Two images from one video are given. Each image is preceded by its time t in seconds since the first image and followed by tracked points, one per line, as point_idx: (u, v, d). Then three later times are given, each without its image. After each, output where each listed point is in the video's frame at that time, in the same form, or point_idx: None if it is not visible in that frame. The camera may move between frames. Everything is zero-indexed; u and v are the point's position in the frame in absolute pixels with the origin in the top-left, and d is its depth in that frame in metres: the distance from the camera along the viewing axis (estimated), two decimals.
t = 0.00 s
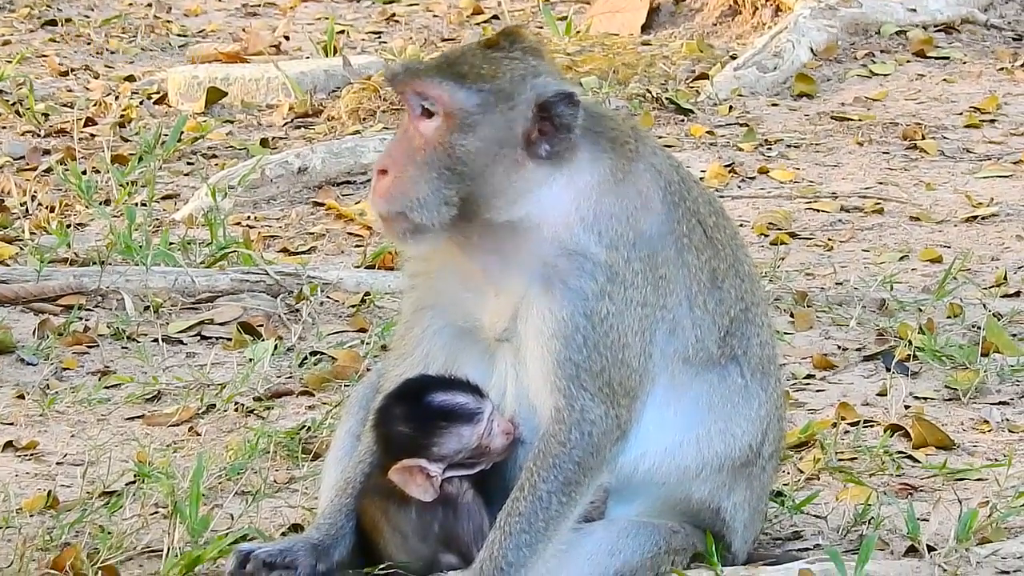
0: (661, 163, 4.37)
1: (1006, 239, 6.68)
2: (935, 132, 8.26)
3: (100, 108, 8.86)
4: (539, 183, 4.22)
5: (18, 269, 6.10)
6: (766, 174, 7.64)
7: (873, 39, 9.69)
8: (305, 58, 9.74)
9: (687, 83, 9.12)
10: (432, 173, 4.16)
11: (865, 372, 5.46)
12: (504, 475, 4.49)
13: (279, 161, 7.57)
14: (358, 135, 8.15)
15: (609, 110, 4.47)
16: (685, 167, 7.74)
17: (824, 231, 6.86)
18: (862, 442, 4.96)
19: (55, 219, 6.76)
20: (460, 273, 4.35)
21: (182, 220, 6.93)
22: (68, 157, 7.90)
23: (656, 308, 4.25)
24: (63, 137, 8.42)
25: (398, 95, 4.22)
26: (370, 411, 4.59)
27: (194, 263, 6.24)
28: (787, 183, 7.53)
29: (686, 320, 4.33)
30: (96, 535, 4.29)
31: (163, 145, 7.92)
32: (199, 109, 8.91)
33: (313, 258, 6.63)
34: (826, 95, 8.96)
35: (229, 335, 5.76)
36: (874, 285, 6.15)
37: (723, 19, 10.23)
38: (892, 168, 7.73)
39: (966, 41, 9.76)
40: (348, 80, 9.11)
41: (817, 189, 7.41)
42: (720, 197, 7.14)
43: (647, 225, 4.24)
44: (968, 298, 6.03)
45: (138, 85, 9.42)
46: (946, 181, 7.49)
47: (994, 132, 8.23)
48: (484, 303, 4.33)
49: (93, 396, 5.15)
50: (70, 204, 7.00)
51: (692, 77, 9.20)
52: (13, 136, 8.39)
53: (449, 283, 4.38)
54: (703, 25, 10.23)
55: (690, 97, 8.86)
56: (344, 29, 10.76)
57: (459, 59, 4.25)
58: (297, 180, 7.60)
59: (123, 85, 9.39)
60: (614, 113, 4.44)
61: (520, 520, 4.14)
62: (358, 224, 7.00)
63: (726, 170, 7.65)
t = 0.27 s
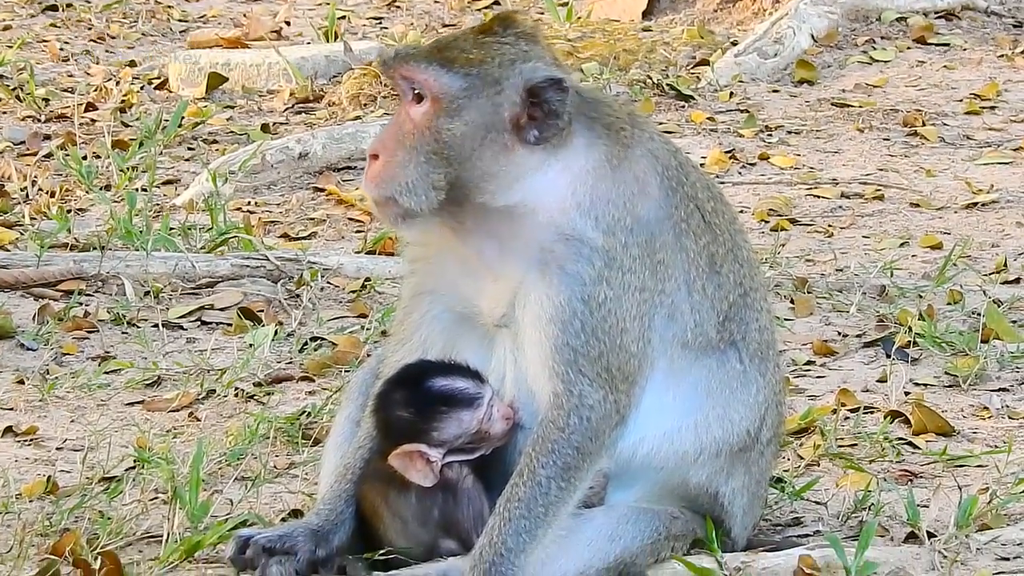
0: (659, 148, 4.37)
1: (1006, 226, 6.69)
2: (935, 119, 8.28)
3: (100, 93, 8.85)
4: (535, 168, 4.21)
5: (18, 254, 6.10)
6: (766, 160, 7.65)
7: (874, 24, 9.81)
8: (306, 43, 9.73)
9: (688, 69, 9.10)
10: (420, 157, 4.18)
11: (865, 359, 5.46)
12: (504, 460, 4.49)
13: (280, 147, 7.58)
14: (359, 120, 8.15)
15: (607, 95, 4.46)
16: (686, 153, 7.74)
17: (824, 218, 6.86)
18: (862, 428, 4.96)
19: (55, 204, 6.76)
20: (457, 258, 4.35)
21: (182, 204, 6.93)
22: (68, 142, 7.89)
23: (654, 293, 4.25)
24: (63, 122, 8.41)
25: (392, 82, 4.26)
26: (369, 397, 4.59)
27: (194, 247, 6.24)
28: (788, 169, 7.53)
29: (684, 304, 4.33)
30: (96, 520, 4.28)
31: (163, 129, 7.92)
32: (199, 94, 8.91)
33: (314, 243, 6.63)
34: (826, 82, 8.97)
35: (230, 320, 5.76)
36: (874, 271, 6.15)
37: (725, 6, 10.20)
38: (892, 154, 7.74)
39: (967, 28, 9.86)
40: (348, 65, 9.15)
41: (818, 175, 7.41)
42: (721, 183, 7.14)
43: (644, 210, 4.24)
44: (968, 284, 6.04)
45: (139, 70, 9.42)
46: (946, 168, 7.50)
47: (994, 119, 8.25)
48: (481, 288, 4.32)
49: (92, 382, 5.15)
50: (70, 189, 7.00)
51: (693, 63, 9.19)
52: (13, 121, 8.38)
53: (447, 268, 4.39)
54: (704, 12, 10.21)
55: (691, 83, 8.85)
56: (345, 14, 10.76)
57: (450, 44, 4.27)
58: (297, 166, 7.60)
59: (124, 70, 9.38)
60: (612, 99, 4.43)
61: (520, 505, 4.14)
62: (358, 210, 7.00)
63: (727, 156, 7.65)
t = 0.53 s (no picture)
0: (658, 135, 4.33)
1: (1005, 214, 6.70)
2: (934, 107, 8.29)
3: (99, 79, 8.86)
4: (534, 154, 4.15)
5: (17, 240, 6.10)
6: (765, 147, 7.65)
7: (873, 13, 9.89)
8: (305, 30, 9.74)
9: (687, 57, 9.12)
10: (416, 144, 4.14)
11: (864, 347, 5.47)
12: (504, 448, 4.49)
13: (279, 134, 7.58)
14: (357, 107, 8.15)
15: (605, 83, 4.42)
16: (684, 140, 7.74)
17: (823, 206, 6.86)
18: (861, 416, 4.97)
19: (54, 190, 6.76)
20: (455, 244, 4.31)
21: (181, 190, 6.94)
22: (67, 129, 7.89)
23: (652, 280, 4.22)
24: (62, 108, 8.41)
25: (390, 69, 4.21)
26: (368, 383, 4.59)
27: (193, 234, 6.24)
28: (786, 157, 7.54)
29: (683, 292, 4.31)
30: (94, 507, 4.28)
31: (162, 116, 7.92)
32: (198, 81, 8.92)
33: (312, 230, 6.64)
34: (825, 70, 8.97)
35: (228, 307, 5.76)
36: (873, 259, 6.15)
37: None
38: (891, 142, 7.75)
39: (965, 16, 9.92)
40: (347, 52, 9.17)
41: (816, 163, 7.42)
42: (719, 170, 7.14)
43: (643, 197, 4.19)
44: (967, 272, 6.04)
45: (138, 57, 9.43)
46: (945, 156, 7.51)
47: (993, 107, 8.26)
48: (479, 275, 4.29)
49: (90, 368, 5.16)
50: (69, 176, 7.01)
51: (692, 51, 9.19)
52: (12, 107, 8.39)
53: (445, 254, 4.35)
54: None
55: (689, 70, 8.85)
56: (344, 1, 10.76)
57: (446, 31, 4.21)
58: (295, 153, 7.60)
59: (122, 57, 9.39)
60: (611, 87, 4.39)
61: (518, 493, 4.11)
62: (356, 197, 7.01)
63: (725, 144, 7.66)
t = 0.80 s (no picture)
0: (657, 128, 4.32)
1: (1003, 207, 6.70)
2: (932, 100, 8.30)
3: (97, 70, 8.85)
4: (534, 146, 4.14)
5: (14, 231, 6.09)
6: (763, 140, 7.65)
7: (870, 7, 9.93)
8: (303, 21, 9.74)
9: (684, 48, 9.07)
10: (415, 136, 4.13)
11: (862, 340, 5.48)
12: (501, 441, 4.49)
13: (277, 125, 7.57)
14: (355, 98, 8.14)
15: (605, 75, 4.41)
16: (682, 131, 7.75)
17: (821, 198, 6.86)
18: (859, 410, 4.97)
19: (52, 179, 6.74)
20: (455, 237, 4.30)
21: (178, 180, 6.94)
22: (64, 119, 7.87)
23: (652, 273, 4.21)
24: (59, 98, 8.41)
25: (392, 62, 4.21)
26: (366, 375, 4.58)
27: (190, 225, 6.24)
28: (784, 150, 7.54)
29: (683, 284, 4.29)
30: (91, 498, 4.27)
31: (160, 106, 7.92)
32: (196, 72, 8.91)
33: (310, 221, 6.63)
34: (822, 62, 8.99)
35: (225, 298, 5.75)
36: (871, 253, 6.15)
37: None
38: (889, 135, 7.75)
39: (963, 9, 9.95)
40: (345, 43, 9.18)
41: (814, 156, 7.41)
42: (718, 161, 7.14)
43: (643, 190, 4.18)
44: (965, 266, 6.04)
45: (136, 46, 9.42)
46: (942, 149, 7.51)
47: (991, 100, 8.26)
48: (479, 266, 4.27)
49: (88, 359, 5.16)
50: (66, 165, 7.00)
51: (690, 43, 9.19)
52: (10, 97, 8.38)
53: (445, 247, 4.34)
54: None
55: (687, 62, 8.84)
56: None
57: (446, 23, 4.19)
58: (293, 144, 7.59)
59: (120, 47, 9.38)
60: (610, 79, 4.38)
61: (516, 486, 4.10)
62: (354, 187, 7.00)
63: (723, 136, 7.66)
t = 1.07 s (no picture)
0: (655, 129, 4.31)
1: (1001, 209, 6.70)
2: (930, 101, 8.30)
3: (95, 70, 8.87)
4: (534, 147, 4.12)
5: (12, 231, 6.10)
6: (761, 141, 7.66)
7: (869, 7, 9.92)
8: (301, 22, 9.76)
9: (683, 50, 9.12)
10: (412, 137, 4.09)
11: (860, 341, 5.48)
12: (499, 442, 4.48)
13: (275, 126, 7.58)
14: (353, 99, 8.15)
15: (602, 76, 4.40)
16: (680, 132, 7.75)
17: (818, 200, 6.86)
18: (857, 411, 4.97)
19: (50, 180, 6.75)
20: (453, 237, 4.28)
21: (176, 181, 6.95)
22: (63, 119, 7.89)
23: (649, 274, 4.20)
24: (58, 99, 8.42)
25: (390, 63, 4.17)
26: (364, 376, 4.59)
27: (188, 226, 6.25)
28: (782, 151, 7.55)
29: (681, 285, 4.28)
30: (89, 499, 4.27)
31: (158, 107, 7.93)
32: (194, 73, 8.92)
33: (308, 222, 6.64)
34: (820, 64, 9.00)
35: (224, 299, 5.76)
36: (869, 254, 6.16)
37: None
38: (887, 136, 7.75)
39: (961, 11, 9.95)
40: (343, 44, 9.19)
41: (811, 157, 7.42)
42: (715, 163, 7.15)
43: (641, 191, 4.17)
44: (963, 267, 6.04)
45: (135, 47, 9.44)
46: (940, 151, 7.51)
47: (989, 102, 8.26)
48: (476, 267, 4.26)
49: (86, 359, 5.17)
50: (64, 166, 7.02)
51: (687, 45, 9.21)
52: (8, 98, 8.40)
53: (443, 247, 4.32)
54: None
55: (685, 64, 8.85)
56: None
57: (444, 24, 4.16)
58: (291, 144, 7.60)
59: (119, 48, 9.40)
60: (607, 80, 4.38)
61: (514, 486, 4.09)
62: (352, 188, 7.01)
63: (721, 137, 7.67)
